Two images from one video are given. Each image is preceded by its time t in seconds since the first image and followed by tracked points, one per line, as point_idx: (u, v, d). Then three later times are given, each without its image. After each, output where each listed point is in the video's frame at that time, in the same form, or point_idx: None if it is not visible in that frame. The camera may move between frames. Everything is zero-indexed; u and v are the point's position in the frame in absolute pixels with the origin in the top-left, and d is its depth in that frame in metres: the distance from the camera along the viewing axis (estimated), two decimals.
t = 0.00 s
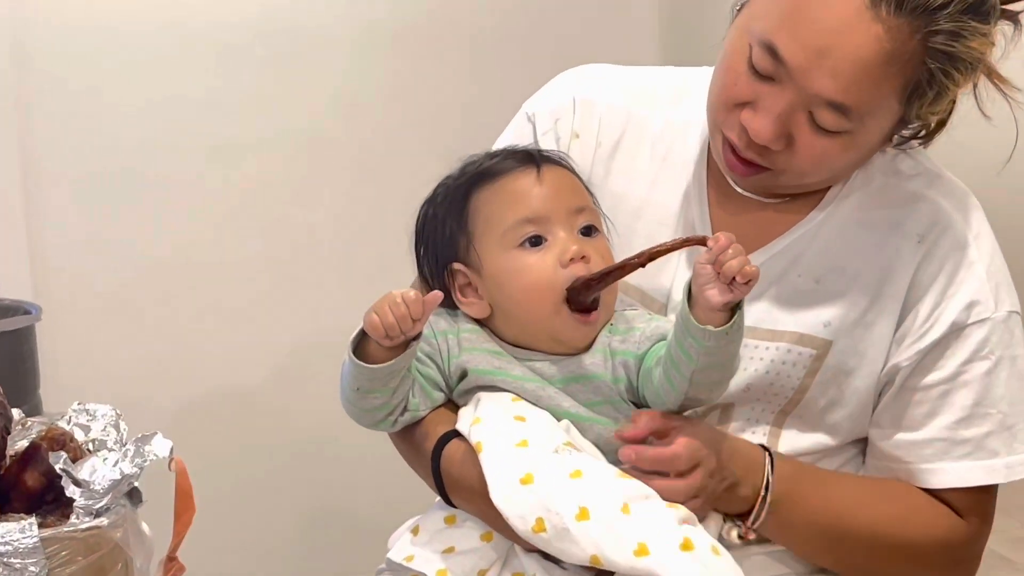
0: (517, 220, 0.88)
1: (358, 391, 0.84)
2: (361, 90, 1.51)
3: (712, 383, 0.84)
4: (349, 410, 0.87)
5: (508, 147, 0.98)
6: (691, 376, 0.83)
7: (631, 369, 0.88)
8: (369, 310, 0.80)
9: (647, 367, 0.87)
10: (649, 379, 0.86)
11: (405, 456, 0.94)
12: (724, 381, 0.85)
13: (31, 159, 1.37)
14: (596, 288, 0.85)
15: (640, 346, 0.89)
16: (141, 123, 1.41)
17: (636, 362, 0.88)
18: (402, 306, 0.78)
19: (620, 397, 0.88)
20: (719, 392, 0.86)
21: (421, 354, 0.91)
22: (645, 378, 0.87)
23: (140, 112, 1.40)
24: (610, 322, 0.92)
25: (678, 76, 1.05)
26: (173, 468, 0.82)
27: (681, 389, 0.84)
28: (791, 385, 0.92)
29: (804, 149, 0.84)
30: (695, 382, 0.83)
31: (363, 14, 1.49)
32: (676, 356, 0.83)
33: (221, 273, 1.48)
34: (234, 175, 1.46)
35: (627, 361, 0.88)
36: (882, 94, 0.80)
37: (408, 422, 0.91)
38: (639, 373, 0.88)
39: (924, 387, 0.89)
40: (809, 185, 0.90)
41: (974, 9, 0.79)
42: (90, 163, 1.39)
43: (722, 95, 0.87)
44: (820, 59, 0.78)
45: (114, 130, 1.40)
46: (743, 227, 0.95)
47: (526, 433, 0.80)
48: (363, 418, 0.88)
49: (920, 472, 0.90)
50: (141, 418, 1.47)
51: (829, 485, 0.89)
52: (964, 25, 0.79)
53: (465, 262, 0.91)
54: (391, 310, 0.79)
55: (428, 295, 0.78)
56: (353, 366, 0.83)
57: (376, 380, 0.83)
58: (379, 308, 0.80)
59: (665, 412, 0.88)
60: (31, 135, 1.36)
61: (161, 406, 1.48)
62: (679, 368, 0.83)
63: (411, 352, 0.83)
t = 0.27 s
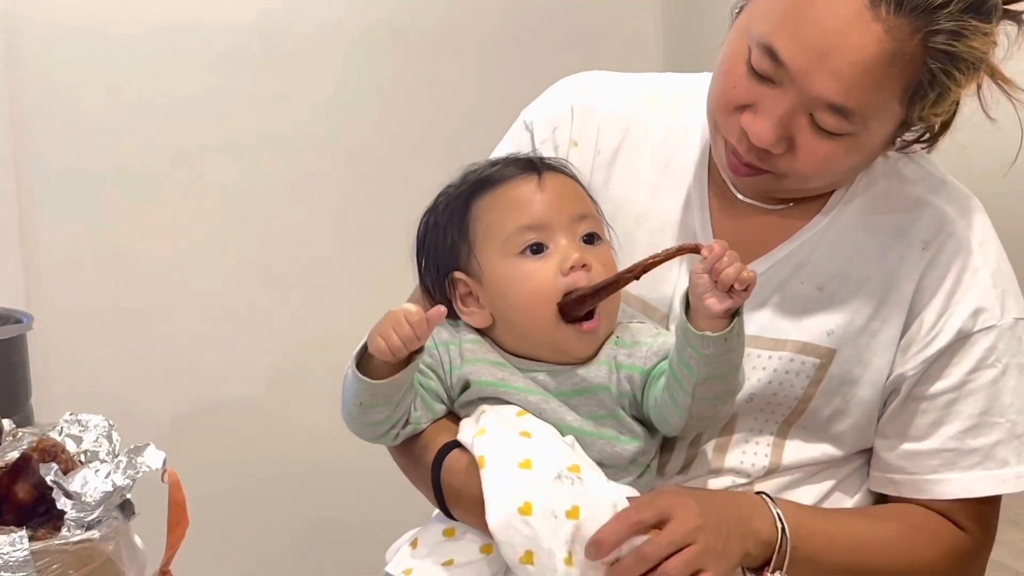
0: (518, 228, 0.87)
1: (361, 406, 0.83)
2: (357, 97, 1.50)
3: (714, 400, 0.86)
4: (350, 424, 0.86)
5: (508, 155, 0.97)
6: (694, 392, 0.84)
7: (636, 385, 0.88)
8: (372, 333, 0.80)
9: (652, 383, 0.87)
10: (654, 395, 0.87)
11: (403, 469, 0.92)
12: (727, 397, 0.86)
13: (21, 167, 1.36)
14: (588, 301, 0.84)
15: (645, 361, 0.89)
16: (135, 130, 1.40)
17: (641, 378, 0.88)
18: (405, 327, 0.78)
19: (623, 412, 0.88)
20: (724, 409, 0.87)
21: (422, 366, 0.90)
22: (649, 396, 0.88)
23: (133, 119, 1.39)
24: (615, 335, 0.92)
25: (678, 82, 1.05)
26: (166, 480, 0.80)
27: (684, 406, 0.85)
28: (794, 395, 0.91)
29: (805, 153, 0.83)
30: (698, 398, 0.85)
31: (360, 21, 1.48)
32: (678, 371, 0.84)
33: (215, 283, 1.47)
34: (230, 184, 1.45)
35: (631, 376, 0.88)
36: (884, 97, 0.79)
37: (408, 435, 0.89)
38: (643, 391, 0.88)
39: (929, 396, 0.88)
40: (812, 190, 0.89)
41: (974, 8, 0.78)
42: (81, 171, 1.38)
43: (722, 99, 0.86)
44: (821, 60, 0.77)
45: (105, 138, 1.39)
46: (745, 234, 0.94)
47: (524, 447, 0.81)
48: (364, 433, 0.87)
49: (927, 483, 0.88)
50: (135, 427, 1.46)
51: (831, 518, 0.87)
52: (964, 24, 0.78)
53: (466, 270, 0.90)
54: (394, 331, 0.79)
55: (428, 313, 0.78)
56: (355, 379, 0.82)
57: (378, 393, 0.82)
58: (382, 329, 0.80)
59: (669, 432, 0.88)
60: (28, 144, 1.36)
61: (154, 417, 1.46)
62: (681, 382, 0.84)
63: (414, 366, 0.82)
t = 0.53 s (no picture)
0: (506, 235, 0.85)
1: (352, 420, 0.82)
2: (356, 99, 1.47)
3: (709, 434, 0.85)
4: (343, 438, 0.85)
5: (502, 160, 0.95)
6: (688, 428, 0.83)
7: (634, 405, 0.87)
8: (359, 352, 0.80)
9: (650, 410, 0.86)
10: (651, 423, 0.85)
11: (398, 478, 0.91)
12: (723, 430, 0.85)
13: (8, 168, 1.31)
14: (581, 319, 0.83)
15: (646, 382, 0.87)
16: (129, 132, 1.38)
17: (640, 400, 0.86)
18: (395, 345, 0.78)
19: (620, 425, 0.86)
20: (721, 440, 0.86)
21: (416, 375, 0.88)
22: (646, 419, 0.86)
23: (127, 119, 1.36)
24: (615, 345, 0.90)
25: (677, 84, 1.03)
26: (156, 490, 0.79)
27: (678, 440, 0.84)
28: (797, 406, 0.89)
29: (806, 157, 0.81)
30: (693, 433, 0.84)
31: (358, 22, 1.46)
32: (674, 408, 0.83)
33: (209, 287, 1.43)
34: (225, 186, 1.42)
35: (629, 395, 0.87)
36: (884, 100, 0.78)
37: (402, 445, 0.88)
38: (641, 411, 0.87)
39: (936, 407, 0.86)
40: (813, 194, 0.87)
41: (976, 9, 0.77)
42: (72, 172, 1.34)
43: (720, 103, 0.84)
44: (820, 63, 0.76)
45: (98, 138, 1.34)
46: (746, 241, 0.92)
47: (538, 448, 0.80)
48: (357, 446, 0.86)
49: (934, 495, 0.87)
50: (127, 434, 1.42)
51: (835, 533, 0.86)
52: (966, 26, 0.77)
53: (456, 279, 0.88)
54: (383, 350, 0.78)
55: (418, 332, 0.78)
56: (343, 395, 0.82)
57: (367, 408, 0.82)
58: (370, 349, 0.79)
59: (664, 458, 0.87)
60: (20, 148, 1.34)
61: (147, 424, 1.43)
62: (676, 419, 0.83)
63: (405, 381, 0.82)
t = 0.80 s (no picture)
0: (506, 235, 0.83)
1: (349, 432, 0.80)
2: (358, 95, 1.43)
3: (718, 448, 0.83)
4: (338, 447, 0.83)
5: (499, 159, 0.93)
6: (697, 440, 0.81)
7: (639, 414, 0.85)
8: (357, 368, 0.78)
9: (656, 419, 0.84)
10: (657, 432, 0.84)
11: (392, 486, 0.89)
12: (732, 446, 0.83)
13: None
14: (586, 315, 0.81)
15: (653, 390, 0.85)
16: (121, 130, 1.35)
17: (646, 409, 0.85)
18: (393, 363, 0.76)
19: (624, 432, 0.85)
20: (730, 454, 0.84)
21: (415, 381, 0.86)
22: (653, 429, 0.85)
23: (123, 110, 1.29)
24: (617, 351, 0.88)
25: (676, 82, 1.01)
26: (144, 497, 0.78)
27: (686, 451, 0.82)
28: (802, 412, 0.87)
29: (807, 155, 0.79)
30: (701, 445, 0.82)
31: (363, 16, 1.42)
32: (683, 419, 0.81)
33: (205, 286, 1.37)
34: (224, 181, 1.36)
35: (635, 403, 0.85)
36: (886, 95, 0.76)
37: (399, 455, 0.86)
38: (647, 420, 0.85)
39: (942, 413, 0.85)
40: (815, 193, 0.85)
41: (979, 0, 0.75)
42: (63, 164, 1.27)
43: (718, 101, 0.82)
44: (820, 57, 0.74)
45: (92, 131, 1.28)
46: (750, 242, 0.90)
47: (534, 458, 0.78)
48: (353, 455, 0.84)
49: (940, 504, 0.85)
50: (115, 442, 1.35)
51: (839, 543, 0.84)
52: (970, 17, 0.75)
53: (454, 280, 0.86)
54: (382, 368, 0.76)
55: (417, 351, 0.76)
56: (338, 406, 0.80)
57: (364, 420, 0.80)
58: (368, 366, 0.77)
59: (671, 470, 0.85)
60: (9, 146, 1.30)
61: (135, 432, 1.35)
62: (684, 430, 0.81)
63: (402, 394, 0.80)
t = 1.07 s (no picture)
0: (501, 236, 0.82)
1: (346, 440, 0.79)
2: (357, 94, 1.42)
3: (708, 462, 0.82)
4: (337, 455, 0.82)
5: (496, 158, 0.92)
6: (686, 452, 0.80)
7: (633, 419, 0.84)
8: (354, 379, 0.77)
9: (650, 424, 0.83)
10: (649, 441, 0.83)
11: (392, 489, 0.88)
12: (721, 460, 0.82)
13: None
14: (586, 314, 0.80)
15: (648, 396, 0.84)
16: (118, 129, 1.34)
17: (640, 414, 0.84)
18: (390, 373, 0.75)
19: (624, 437, 0.84)
20: (719, 468, 0.83)
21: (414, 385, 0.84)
22: (646, 435, 0.83)
23: (119, 110, 1.28)
24: (617, 353, 0.87)
25: (676, 78, 1.00)
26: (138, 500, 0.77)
27: (675, 463, 0.82)
28: (806, 412, 0.86)
29: (811, 148, 0.78)
30: (690, 458, 0.81)
31: (362, 14, 1.41)
32: (675, 429, 0.80)
33: (203, 286, 1.36)
34: (222, 181, 1.35)
35: (630, 408, 0.84)
36: (890, 86, 0.75)
37: (398, 459, 0.85)
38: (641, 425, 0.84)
39: (948, 412, 0.84)
40: (820, 188, 0.84)
41: None
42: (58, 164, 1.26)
43: (719, 96, 0.81)
44: (822, 48, 0.73)
45: (88, 130, 1.27)
46: (751, 241, 0.89)
47: (539, 468, 0.77)
48: (352, 462, 0.83)
49: (947, 505, 0.84)
50: (113, 444, 1.34)
51: (844, 544, 0.83)
52: (974, 4, 0.74)
53: (450, 282, 0.85)
54: (378, 378, 0.75)
55: (415, 361, 0.75)
56: (334, 415, 0.79)
57: (361, 429, 0.79)
58: (365, 376, 0.76)
59: (661, 481, 0.85)
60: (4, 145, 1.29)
61: (133, 434, 1.35)
62: (675, 441, 0.80)
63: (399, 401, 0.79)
